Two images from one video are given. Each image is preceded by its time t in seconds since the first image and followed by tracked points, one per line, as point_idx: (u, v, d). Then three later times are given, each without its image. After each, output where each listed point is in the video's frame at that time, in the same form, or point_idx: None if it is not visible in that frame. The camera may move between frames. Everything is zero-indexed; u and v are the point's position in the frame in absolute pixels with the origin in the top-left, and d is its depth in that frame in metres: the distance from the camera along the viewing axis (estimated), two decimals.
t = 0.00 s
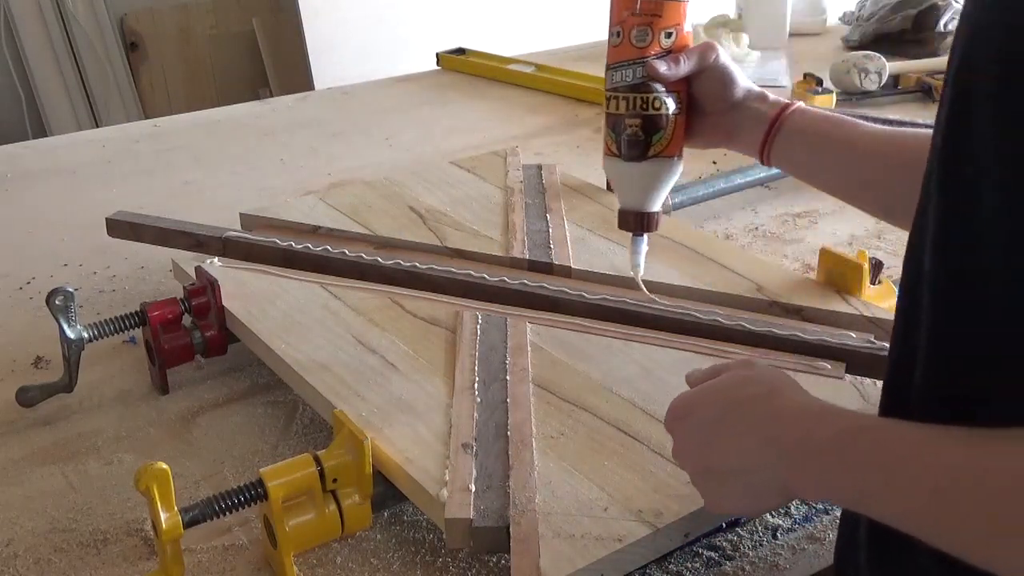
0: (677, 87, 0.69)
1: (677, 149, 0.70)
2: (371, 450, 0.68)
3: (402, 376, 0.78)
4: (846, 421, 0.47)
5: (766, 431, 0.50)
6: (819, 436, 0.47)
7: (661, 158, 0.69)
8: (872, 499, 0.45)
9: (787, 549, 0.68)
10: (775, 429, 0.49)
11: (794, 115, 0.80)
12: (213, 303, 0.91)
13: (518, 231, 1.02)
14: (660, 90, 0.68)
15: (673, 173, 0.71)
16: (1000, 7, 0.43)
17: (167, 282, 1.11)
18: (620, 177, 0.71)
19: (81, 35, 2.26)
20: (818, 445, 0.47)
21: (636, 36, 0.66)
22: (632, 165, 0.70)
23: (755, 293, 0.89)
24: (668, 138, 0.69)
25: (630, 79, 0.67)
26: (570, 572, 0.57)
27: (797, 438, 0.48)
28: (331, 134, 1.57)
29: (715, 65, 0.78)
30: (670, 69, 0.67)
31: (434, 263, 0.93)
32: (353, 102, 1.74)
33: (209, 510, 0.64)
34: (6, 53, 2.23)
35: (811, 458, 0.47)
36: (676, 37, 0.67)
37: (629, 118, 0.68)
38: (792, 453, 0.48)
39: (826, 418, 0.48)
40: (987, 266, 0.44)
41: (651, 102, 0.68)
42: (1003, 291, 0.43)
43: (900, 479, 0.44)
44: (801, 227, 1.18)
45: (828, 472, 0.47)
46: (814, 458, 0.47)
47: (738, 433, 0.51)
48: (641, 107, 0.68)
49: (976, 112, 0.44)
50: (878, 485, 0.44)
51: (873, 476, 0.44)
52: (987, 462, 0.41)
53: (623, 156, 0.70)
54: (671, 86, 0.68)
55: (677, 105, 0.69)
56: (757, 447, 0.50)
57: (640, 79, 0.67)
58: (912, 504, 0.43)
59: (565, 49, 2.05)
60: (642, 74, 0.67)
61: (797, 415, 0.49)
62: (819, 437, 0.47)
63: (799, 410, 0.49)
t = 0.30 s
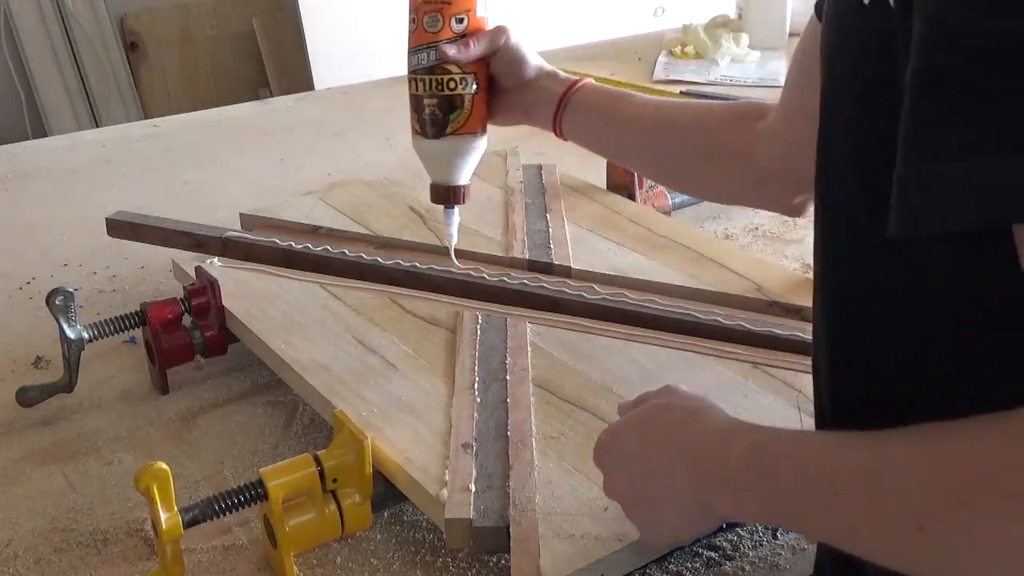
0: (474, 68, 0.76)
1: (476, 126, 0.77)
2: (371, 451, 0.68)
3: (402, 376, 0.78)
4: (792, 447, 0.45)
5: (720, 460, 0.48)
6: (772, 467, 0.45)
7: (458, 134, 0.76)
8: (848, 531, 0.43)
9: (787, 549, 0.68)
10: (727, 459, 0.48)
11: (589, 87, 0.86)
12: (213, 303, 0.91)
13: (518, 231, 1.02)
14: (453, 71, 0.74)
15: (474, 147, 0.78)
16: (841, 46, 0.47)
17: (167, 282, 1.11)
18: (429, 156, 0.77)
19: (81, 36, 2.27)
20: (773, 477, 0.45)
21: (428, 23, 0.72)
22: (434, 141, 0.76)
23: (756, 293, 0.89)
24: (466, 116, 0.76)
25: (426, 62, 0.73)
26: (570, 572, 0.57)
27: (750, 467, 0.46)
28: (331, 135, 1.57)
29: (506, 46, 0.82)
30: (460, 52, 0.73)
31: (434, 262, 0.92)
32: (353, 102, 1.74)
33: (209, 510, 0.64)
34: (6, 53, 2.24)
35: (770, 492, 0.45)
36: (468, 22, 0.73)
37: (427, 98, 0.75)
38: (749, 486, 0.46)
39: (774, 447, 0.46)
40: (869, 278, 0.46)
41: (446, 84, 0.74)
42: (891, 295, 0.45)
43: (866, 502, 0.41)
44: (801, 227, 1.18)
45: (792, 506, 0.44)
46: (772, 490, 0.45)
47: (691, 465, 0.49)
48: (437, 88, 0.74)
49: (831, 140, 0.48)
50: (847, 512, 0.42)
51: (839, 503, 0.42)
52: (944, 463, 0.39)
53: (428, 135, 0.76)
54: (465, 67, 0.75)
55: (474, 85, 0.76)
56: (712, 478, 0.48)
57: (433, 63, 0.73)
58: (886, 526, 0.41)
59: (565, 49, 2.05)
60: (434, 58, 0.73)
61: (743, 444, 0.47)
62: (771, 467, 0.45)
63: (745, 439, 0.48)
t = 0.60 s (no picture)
0: (328, 56, 0.83)
1: (328, 111, 0.85)
2: (370, 450, 0.68)
3: (402, 376, 0.78)
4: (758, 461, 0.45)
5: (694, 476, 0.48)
6: (721, 475, 0.46)
7: (309, 117, 0.84)
8: (840, 545, 0.41)
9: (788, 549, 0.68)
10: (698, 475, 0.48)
11: (428, 73, 0.90)
12: (213, 303, 0.91)
13: (518, 231, 1.02)
14: (304, 58, 0.82)
15: (325, 129, 0.86)
16: (722, 77, 0.47)
17: (167, 282, 1.11)
18: (285, 136, 0.86)
19: (81, 36, 2.27)
20: (745, 491, 0.44)
21: (279, 13, 0.80)
22: (287, 122, 0.85)
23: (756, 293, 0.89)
24: (317, 101, 0.84)
25: (278, 49, 0.81)
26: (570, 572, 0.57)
27: (719, 481, 0.46)
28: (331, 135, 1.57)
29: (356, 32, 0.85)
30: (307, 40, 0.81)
31: (434, 262, 0.92)
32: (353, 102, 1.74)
33: (209, 510, 0.64)
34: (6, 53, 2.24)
35: (746, 506, 0.44)
36: (319, 13, 0.81)
37: (280, 83, 0.83)
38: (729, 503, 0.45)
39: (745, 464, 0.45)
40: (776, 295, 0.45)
41: (297, 70, 0.82)
42: (796, 308, 0.44)
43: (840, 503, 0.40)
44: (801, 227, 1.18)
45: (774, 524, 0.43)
46: (745, 500, 0.44)
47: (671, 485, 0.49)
48: (287, 74, 0.82)
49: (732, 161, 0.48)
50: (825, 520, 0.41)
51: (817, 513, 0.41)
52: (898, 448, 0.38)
53: (283, 118, 0.85)
54: (317, 55, 0.83)
55: (329, 72, 0.84)
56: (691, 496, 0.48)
57: (283, 50, 0.81)
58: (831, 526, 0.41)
59: (565, 50, 2.05)
60: (284, 46, 0.81)
61: (711, 458, 0.47)
62: (740, 477, 0.45)
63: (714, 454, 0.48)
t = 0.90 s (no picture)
0: (292, 72, 0.93)
1: (283, 126, 0.94)
2: (370, 451, 0.68)
3: (402, 376, 0.78)
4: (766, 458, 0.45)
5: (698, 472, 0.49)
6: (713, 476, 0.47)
7: (266, 131, 0.94)
8: (831, 545, 0.42)
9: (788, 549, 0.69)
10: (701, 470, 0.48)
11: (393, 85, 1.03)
12: (213, 303, 0.91)
13: (518, 231, 1.02)
14: (268, 74, 0.92)
15: (281, 145, 0.95)
16: (699, 80, 0.47)
17: (167, 282, 1.11)
18: (248, 145, 0.95)
19: (80, 36, 2.27)
20: (748, 485, 0.45)
21: (250, 28, 0.90)
22: (247, 131, 0.94)
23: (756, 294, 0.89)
24: (274, 116, 0.94)
25: (245, 61, 0.91)
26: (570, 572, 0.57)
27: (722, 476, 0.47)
28: (331, 135, 1.57)
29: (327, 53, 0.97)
30: (270, 57, 0.91)
31: (433, 262, 0.92)
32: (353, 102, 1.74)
33: (209, 510, 0.64)
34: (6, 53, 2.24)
35: (747, 501, 0.45)
36: (287, 32, 0.90)
37: (245, 93, 0.93)
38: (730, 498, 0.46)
39: (750, 462, 0.46)
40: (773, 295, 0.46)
41: (258, 84, 0.92)
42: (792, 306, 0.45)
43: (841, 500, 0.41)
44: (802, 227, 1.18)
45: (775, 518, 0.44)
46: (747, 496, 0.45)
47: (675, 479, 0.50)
48: (250, 86, 0.92)
49: (713, 166, 0.48)
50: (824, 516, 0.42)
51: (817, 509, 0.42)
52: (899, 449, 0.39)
53: (244, 125, 0.94)
54: (279, 72, 0.92)
55: (290, 90, 0.94)
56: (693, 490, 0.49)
57: (248, 64, 0.91)
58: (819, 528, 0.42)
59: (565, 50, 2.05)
60: (249, 60, 0.91)
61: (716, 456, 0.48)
62: (743, 473, 0.46)
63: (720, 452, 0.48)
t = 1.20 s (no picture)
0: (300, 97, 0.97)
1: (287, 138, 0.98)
2: (371, 450, 0.68)
3: (402, 376, 0.78)
4: (774, 336, 0.40)
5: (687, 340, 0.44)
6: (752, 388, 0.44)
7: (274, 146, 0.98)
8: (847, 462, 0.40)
9: (787, 549, 0.69)
10: (694, 338, 0.43)
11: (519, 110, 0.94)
12: (213, 303, 0.91)
13: (518, 231, 1.02)
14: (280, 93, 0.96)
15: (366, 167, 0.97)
16: None
17: (167, 282, 1.11)
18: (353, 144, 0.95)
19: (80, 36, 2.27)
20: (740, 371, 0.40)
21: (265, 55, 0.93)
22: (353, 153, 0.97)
23: (755, 293, 0.89)
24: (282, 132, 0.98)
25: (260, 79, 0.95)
26: (570, 572, 0.57)
27: (716, 359, 0.42)
28: (331, 134, 1.57)
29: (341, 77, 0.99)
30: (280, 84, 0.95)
31: (434, 262, 0.91)
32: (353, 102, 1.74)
33: (209, 510, 0.64)
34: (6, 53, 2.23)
35: (734, 382, 0.41)
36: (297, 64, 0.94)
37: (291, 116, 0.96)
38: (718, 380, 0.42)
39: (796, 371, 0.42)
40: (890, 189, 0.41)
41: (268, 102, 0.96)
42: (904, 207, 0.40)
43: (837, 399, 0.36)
44: (801, 227, 1.18)
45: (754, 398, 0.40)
46: (735, 380, 0.41)
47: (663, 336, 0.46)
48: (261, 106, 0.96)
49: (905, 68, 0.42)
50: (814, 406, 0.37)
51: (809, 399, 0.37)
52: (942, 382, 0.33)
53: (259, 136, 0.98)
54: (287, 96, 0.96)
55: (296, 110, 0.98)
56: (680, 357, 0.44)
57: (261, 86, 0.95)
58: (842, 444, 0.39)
59: (564, 49, 2.05)
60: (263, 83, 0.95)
61: (720, 327, 0.43)
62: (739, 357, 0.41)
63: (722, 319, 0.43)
